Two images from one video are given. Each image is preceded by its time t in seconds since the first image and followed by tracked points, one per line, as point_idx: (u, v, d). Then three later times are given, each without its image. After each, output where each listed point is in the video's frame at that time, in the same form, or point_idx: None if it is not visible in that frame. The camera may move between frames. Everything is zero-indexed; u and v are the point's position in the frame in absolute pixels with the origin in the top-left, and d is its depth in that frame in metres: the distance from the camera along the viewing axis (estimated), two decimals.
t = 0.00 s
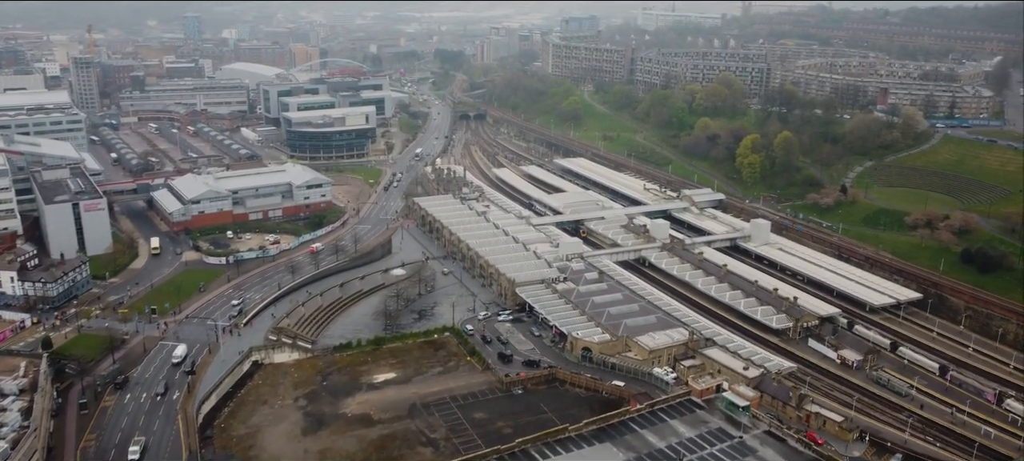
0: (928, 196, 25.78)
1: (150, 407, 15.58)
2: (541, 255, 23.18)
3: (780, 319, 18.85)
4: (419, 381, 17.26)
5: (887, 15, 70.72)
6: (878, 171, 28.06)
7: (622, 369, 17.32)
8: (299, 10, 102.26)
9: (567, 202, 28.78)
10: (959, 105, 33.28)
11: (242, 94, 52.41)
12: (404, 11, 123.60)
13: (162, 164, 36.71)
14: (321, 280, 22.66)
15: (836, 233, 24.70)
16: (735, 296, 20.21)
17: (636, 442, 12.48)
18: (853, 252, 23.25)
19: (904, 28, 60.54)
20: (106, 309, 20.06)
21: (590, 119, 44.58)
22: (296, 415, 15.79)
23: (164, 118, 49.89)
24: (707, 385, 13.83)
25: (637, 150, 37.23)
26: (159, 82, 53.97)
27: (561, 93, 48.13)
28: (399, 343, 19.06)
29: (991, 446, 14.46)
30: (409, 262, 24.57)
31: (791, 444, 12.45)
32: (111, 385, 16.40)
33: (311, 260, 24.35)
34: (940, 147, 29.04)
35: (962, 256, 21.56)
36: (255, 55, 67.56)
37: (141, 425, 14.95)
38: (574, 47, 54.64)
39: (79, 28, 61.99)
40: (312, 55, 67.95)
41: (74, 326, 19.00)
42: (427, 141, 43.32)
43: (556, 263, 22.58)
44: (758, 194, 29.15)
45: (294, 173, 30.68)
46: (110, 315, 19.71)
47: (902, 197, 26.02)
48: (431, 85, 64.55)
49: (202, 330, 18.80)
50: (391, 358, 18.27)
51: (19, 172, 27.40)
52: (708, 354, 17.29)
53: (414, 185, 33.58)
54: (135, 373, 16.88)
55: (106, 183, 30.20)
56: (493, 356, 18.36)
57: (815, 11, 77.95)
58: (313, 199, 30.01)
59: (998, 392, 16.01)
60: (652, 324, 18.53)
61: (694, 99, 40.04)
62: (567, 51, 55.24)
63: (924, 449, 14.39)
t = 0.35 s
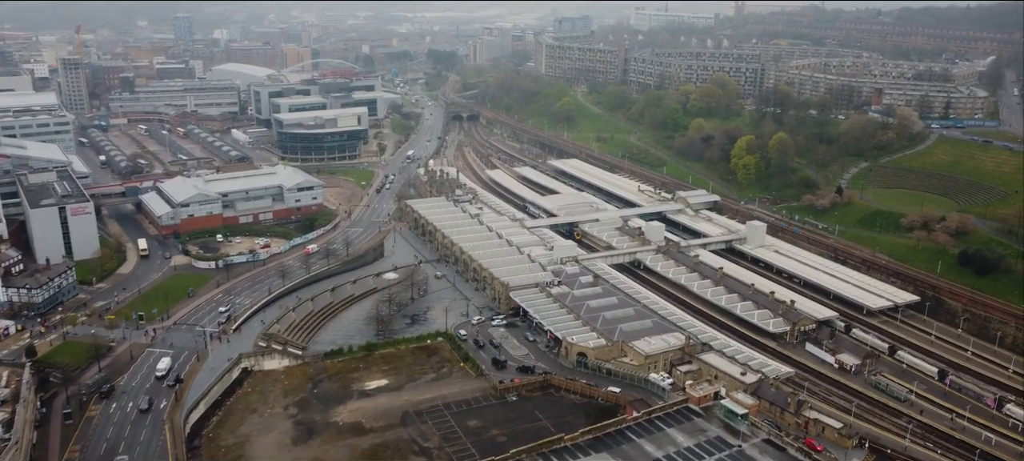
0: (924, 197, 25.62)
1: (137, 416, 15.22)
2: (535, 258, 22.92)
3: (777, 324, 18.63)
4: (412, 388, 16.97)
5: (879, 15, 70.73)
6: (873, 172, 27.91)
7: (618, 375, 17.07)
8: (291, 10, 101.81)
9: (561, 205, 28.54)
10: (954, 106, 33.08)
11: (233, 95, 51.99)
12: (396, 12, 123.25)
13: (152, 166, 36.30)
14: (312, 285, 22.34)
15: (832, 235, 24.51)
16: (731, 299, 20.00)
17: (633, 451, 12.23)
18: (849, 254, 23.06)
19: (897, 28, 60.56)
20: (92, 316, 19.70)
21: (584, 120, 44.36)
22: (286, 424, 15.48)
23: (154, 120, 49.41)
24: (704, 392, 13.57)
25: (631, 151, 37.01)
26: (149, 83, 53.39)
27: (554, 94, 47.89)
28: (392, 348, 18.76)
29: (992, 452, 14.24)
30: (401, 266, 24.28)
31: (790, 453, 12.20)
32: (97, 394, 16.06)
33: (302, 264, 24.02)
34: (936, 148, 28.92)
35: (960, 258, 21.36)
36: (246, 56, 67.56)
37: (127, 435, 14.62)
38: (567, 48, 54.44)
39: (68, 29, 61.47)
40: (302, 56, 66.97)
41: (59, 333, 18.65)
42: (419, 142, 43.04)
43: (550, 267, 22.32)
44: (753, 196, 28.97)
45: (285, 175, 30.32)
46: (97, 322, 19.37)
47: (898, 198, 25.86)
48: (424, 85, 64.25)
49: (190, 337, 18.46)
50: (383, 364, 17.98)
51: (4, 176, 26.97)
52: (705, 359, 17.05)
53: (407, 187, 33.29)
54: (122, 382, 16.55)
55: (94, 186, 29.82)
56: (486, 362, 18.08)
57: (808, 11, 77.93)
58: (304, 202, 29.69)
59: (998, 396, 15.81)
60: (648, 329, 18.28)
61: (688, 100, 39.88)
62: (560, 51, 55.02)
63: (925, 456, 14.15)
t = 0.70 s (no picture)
0: (920, 198, 25.47)
1: (121, 427, 14.84)
2: (529, 262, 22.62)
3: (774, 328, 18.39)
4: (404, 395, 16.65)
5: (872, 14, 70.73)
6: (868, 173, 27.75)
7: (613, 381, 16.79)
8: (282, 10, 101.23)
9: (555, 207, 28.26)
10: (948, 106, 33.07)
11: (224, 96, 51.49)
12: (388, 12, 122.80)
13: (140, 168, 35.83)
14: (303, 290, 21.98)
15: (828, 237, 24.30)
16: (727, 303, 19.74)
17: None
18: (845, 256, 22.84)
19: (889, 27, 60.55)
20: (77, 323, 19.31)
21: (577, 120, 44.12)
22: (275, 434, 15.14)
23: (143, 121, 48.87)
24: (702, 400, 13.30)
25: (625, 152, 36.76)
26: (138, 84, 52.93)
27: (547, 94, 47.57)
28: (383, 355, 18.42)
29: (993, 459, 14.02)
30: (393, 270, 23.94)
31: None
32: (81, 404, 15.69)
33: (292, 268, 23.66)
34: (931, 148, 28.77)
35: (957, 259, 21.17)
36: (237, 56, 67.05)
37: (111, 446, 14.25)
38: (560, 48, 54.19)
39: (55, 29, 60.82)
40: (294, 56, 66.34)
41: (43, 341, 18.26)
42: (411, 143, 42.69)
43: (544, 270, 22.02)
44: (748, 197, 28.75)
45: (275, 178, 29.89)
46: (81, 329, 18.98)
47: (894, 199, 25.70)
48: (416, 86, 63.88)
49: (176, 344, 18.09)
50: (375, 371, 17.66)
51: None
52: (702, 365, 16.78)
53: (399, 189, 32.95)
54: (106, 391, 16.18)
55: (80, 189, 29.35)
56: (480, 368, 17.77)
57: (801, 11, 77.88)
58: (294, 205, 29.29)
59: (998, 402, 15.60)
60: (643, 334, 18.01)
61: (682, 101, 39.67)
62: (553, 51, 54.76)
63: None
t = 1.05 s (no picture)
0: (915, 199, 25.33)
1: (106, 438, 14.49)
2: (523, 265, 22.35)
3: (771, 331, 18.18)
4: (396, 403, 16.35)
5: (864, 15, 70.79)
6: (864, 174, 27.60)
7: (609, 387, 16.54)
8: (273, 10, 100.71)
9: (549, 208, 28.00)
10: (943, 106, 32.96)
11: (214, 96, 51.00)
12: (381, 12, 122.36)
13: (129, 170, 35.40)
14: (293, 295, 21.68)
15: (824, 239, 24.12)
16: (723, 306, 19.52)
17: None
18: (841, 258, 22.66)
19: (883, 27, 60.51)
20: (62, 330, 18.96)
21: (570, 121, 43.87)
22: (264, 443, 14.81)
23: (132, 122, 48.37)
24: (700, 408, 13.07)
25: (619, 152, 36.52)
26: (127, 85, 52.44)
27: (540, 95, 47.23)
28: (375, 361, 18.13)
29: None
30: (385, 273, 23.65)
31: None
32: (65, 413, 15.34)
33: (282, 272, 23.34)
34: (927, 149, 28.61)
35: (954, 261, 21.00)
36: (228, 57, 66.49)
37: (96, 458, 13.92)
38: (553, 48, 53.94)
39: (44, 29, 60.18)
40: (286, 57, 66.06)
41: (27, 349, 17.91)
42: (404, 144, 42.36)
43: (538, 274, 21.76)
44: (743, 199, 28.56)
45: (265, 180, 29.52)
46: (67, 336, 18.63)
47: (890, 200, 25.54)
48: (408, 86, 63.49)
49: (164, 352, 17.75)
50: (366, 378, 17.35)
51: None
52: (698, 370, 16.54)
53: (391, 191, 32.63)
54: (91, 400, 15.84)
55: (67, 192, 28.95)
56: (473, 374, 17.49)
57: (794, 11, 77.82)
58: (285, 207, 28.93)
59: (998, 406, 15.42)
60: (639, 338, 17.77)
61: (676, 101, 39.50)
62: (546, 51, 54.50)
63: None
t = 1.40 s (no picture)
0: (909, 200, 25.21)
1: (87, 451, 14.08)
2: (515, 268, 22.06)
3: (766, 336, 17.95)
4: (386, 411, 16.02)
5: (854, 14, 70.94)
6: (857, 175, 27.47)
7: (603, 394, 16.25)
8: (262, 10, 99.91)
9: (541, 210, 27.72)
10: (935, 106, 32.87)
11: (202, 97, 50.47)
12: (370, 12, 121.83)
13: (114, 173, 34.90)
14: (281, 300, 21.31)
15: (818, 241, 23.93)
16: (718, 311, 19.29)
17: None
18: (836, 260, 22.47)
19: (873, 27, 60.61)
20: (44, 339, 18.53)
21: (561, 122, 43.62)
22: (251, 454, 14.46)
23: (118, 124, 47.78)
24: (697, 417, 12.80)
25: (610, 154, 36.29)
26: (113, 86, 51.82)
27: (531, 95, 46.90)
28: (364, 368, 17.78)
29: None
30: (375, 278, 23.31)
31: None
32: (46, 425, 14.94)
33: (270, 277, 22.96)
34: (920, 149, 28.49)
35: (949, 263, 20.81)
36: (216, 58, 65.89)
37: None
38: (544, 49, 53.69)
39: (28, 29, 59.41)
40: (274, 56, 65.74)
41: (7, 358, 17.48)
42: (394, 146, 42.01)
43: (530, 277, 21.47)
44: (736, 200, 28.37)
45: (253, 182, 29.12)
46: (48, 345, 18.20)
47: (883, 201, 25.41)
48: (398, 86, 63.11)
49: (148, 361, 17.36)
50: (356, 386, 17.00)
51: None
52: (693, 376, 16.28)
53: (381, 193, 32.29)
54: (73, 411, 15.44)
55: (50, 196, 28.43)
56: (464, 381, 17.17)
57: (785, 11, 77.89)
58: (273, 210, 28.55)
59: (996, 411, 15.23)
60: (633, 344, 17.50)
61: (668, 101, 39.31)
62: (537, 51, 54.24)
63: None
